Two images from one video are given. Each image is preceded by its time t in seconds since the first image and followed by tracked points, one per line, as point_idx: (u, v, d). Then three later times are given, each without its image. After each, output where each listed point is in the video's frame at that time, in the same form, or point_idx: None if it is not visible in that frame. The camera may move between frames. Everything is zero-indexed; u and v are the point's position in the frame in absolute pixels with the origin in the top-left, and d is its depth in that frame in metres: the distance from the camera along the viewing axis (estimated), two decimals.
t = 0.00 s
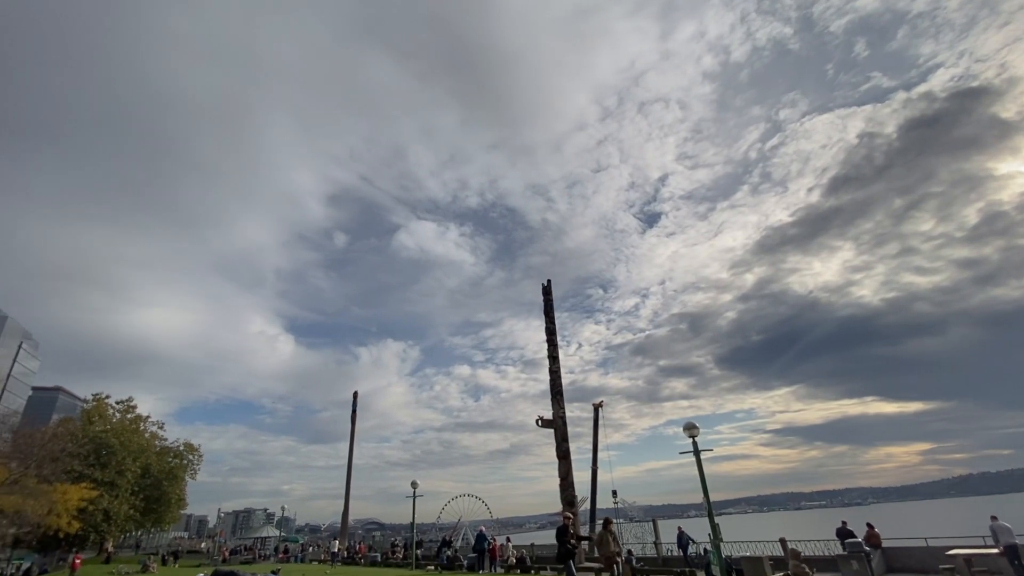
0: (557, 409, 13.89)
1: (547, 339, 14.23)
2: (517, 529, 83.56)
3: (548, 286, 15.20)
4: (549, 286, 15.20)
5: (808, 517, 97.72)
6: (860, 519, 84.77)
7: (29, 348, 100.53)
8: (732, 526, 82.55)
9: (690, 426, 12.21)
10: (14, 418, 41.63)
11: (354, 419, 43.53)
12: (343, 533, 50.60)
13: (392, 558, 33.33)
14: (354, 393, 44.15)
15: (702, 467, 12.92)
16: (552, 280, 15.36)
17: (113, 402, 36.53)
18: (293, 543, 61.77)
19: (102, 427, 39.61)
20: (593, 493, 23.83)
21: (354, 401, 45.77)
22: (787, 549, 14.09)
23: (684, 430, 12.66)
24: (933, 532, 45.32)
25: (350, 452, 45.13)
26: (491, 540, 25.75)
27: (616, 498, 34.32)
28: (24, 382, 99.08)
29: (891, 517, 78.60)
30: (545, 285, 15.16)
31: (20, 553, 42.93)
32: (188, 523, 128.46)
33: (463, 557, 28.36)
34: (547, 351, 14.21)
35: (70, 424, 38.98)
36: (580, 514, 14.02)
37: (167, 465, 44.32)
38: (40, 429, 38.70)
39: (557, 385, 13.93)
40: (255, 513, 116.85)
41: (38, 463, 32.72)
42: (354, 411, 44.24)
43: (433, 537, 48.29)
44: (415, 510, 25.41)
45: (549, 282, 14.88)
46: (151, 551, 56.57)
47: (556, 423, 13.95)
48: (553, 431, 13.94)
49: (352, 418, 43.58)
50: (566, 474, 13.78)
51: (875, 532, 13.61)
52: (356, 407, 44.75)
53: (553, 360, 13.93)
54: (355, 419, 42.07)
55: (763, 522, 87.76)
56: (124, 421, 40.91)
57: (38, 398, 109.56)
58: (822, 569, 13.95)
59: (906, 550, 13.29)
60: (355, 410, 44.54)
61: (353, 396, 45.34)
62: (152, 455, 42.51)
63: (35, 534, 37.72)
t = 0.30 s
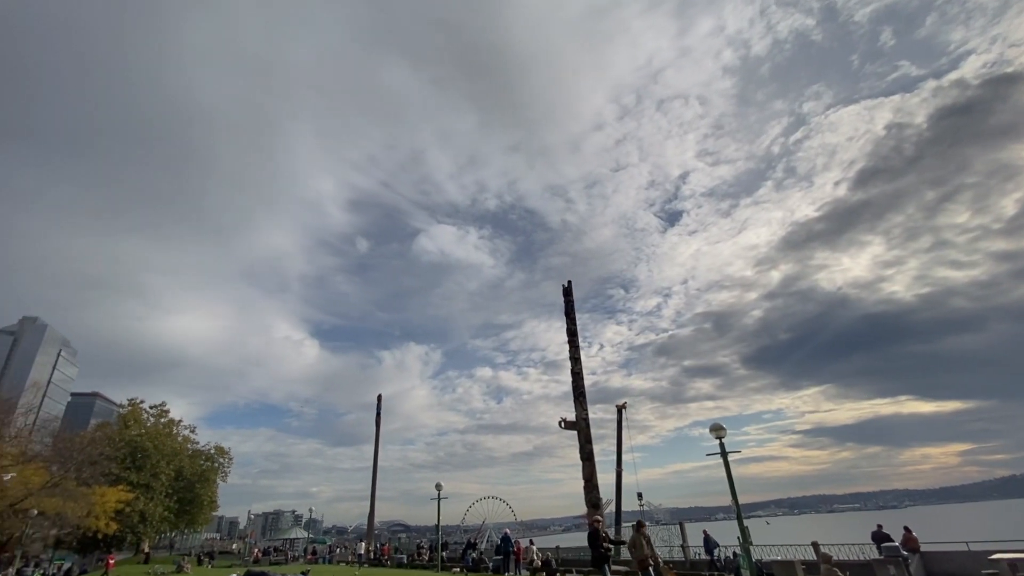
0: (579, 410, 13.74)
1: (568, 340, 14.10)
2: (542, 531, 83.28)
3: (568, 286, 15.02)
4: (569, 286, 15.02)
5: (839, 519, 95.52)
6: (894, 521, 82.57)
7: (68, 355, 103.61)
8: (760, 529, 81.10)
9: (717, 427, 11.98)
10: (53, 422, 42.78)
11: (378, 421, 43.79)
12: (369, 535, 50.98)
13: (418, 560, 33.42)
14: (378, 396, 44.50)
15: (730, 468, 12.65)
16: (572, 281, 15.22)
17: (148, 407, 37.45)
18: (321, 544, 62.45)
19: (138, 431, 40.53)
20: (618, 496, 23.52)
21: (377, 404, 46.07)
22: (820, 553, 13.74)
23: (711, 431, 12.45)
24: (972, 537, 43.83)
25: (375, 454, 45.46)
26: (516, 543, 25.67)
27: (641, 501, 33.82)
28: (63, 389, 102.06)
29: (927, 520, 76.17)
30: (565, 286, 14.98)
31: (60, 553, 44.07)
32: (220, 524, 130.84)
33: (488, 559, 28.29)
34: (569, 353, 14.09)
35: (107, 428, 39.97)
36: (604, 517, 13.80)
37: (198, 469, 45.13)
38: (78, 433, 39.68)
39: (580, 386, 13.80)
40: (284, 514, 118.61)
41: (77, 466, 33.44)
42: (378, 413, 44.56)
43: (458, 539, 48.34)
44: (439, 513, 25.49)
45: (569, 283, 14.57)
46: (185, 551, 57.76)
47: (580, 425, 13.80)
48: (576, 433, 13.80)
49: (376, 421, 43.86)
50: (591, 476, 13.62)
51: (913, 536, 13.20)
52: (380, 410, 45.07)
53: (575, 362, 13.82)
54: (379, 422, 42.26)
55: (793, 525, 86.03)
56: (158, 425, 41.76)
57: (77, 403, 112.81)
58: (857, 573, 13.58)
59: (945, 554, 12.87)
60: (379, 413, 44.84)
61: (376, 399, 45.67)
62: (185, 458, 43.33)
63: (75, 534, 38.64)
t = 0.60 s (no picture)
0: (604, 413, 13.58)
1: (591, 341, 13.87)
2: (568, 534, 82.95)
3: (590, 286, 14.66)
4: (591, 286, 14.63)
5: (873, 524, 93.12)
6: (932, 526, 80.01)
7: (105, 360, 106.84)
8: (792, 534, 79.43)
9: (746, 430, 11.71)
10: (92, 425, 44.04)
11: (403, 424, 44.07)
12: (396, 537, 51.29)
13: (444, 562, 33.45)
14: (402, 399, 44.54)
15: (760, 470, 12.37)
16: (594, 281, 14.94)
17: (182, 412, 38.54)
18: (349, 545, 63.08)
19: (172, 434, 41.44)
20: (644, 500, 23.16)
21: (402, 406, 46.31)
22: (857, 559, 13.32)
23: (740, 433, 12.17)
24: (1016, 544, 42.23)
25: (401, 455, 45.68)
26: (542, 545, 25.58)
27: (669, 503, 33.51)
28: (102, 394, 105.09)
29: (968, 526, 73.66)
30: (587, 286, 14.61)
31: (100, 552, 45.31)
32: (251, 525, 133.10)
33: (514, 562, 28.18)
34: (593, 354, 13.88)
35: (143, 432, 40.97)
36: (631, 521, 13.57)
37: (230, 471, 45.98)
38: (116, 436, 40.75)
39: (604, 388, 13.63)
40: (313, 516, 120.25)
41: (116, 468, 34.26)
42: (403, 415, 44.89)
43: (484, 541, 48.31)
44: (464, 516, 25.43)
45: (591, 284, 14.19)
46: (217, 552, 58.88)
47: (604, 427, 13.64)
48: (601, 436, 13.60)
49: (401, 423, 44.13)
50: (616, 478, 13.45)
51: (954, 541, 12.70)
52: (405, 412, 45.29)
53: (599, 363, 13.63)
54: (404, 425, 42.44)
55: (826, 529, 84.07)
56: (192, 428, 42.64)
57: (114, 408, 116.08)
58: None
59: (990, 560, 12.38)
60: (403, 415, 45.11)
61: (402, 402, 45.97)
62: (217, 460, 44.10)
63: (114, 534, 39.63)
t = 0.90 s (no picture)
0: (630, 415, 13.39)
1: (615, 343, 13.63)
2: (595, 538, 82.41)
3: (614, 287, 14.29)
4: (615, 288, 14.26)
5: (910, 531, 90.37)
6: (974, 533, 77.16)
7: (142, 365, 109.54)
8: (826, 539, 77.58)
9: (778, 432, 11.41)
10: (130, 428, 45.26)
11: (428, 426, 44.18)
12: (423, 539, 51.59)
13: (471, 564, 33.51)
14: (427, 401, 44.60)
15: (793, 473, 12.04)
16: (617, 282, 14.65)
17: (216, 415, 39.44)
18: (377, 547, 63.61)
19: (206, 436, 42.25)
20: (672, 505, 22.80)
21: (427, 408, 46.49)
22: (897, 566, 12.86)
23: (772, 436, 11.86)
24: None
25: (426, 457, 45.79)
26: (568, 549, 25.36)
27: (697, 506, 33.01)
28: (140, 398, 107.93)
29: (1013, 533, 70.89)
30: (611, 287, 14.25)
31: (139, 550, 46.52)
32: (282, 525, 135.25)
33: (540, 565, 28.03)
34: (617, 356, 13.64)
35: (178, 434, 41.84)
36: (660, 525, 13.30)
37: (262, 472, 46.76)
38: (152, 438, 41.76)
39: (629, 390, 13.42)
40: (341, 517, 121.72)
41: (153, 469, 34.99)
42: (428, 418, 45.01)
43: (510, 544, 48.21)
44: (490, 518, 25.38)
45: (614, 285, 13.83)
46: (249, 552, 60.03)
47: (630, 430, 13.43)
48: (627, 439, 13.40)
49: (427, 425, 44.24)
50: (643, 482, 13.23)
51: (1001, 548, 12.20)
52: (430, 414, 45.42)
53: (623, 365, 13.43)
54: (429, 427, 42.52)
55: (862, 535, 81.92)
56: (224, 431, 43.42)
57: (150, 410, 119.18)
58: None
59: None
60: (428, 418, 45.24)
61: (427, 405, 46.15)
62: (249, 462, 44.81)
63: (152, 534, 40.57)
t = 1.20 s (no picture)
0: (656, 417, 13.15)
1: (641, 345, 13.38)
2: (623, 541, 81.61)
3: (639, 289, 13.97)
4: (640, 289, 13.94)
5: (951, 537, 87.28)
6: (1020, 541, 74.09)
7: (178, 369, 112.19)
8: (862, 545, 75.50)
9: (812, 435, 11.07)
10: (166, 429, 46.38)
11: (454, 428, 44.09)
12: (448, 540, 51.69)
13: (497, 567, 33.37)
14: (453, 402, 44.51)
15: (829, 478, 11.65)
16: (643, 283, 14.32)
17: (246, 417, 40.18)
18: (404, 548, 63.98)
19: (238, 438, 42.98)
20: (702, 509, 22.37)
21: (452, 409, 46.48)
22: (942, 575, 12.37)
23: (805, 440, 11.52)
24: None
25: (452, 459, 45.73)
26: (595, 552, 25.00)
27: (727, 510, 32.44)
28: (175, 401, 110.63)
29: None
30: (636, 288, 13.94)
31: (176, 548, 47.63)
32: (311, 525, 137.23)
33: (568, 568, 27.76)
34: (643, 358, 13.39)
35: (211, 436, 42.64)
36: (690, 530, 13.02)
37: (292, 473, 47.41)
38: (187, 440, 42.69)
39: (656, 392, 13.19)
40: (369, 518, 122.83)
41: (189, 469, 35.72)
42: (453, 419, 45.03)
43: (536, 546, 47.91)
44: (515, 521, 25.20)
45: (639, 285, 13.57)
46: (280, 552, 60.92)
47: (657, 433, 13.18)
48: (655, 442, 13.16)
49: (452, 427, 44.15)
50: (672, 485, 12.98)
51: None
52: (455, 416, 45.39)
53: (650, 367, 13.19)
54: (454, 430, 42.55)
55: (900, 540, 79.48)
56: (256, 432, 44.12)
57: (185, 413, 122.05)
58: None
59: None
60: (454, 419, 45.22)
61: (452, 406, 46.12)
62: (279, 463, 45.45)
63: (188, 533, 41.45)
